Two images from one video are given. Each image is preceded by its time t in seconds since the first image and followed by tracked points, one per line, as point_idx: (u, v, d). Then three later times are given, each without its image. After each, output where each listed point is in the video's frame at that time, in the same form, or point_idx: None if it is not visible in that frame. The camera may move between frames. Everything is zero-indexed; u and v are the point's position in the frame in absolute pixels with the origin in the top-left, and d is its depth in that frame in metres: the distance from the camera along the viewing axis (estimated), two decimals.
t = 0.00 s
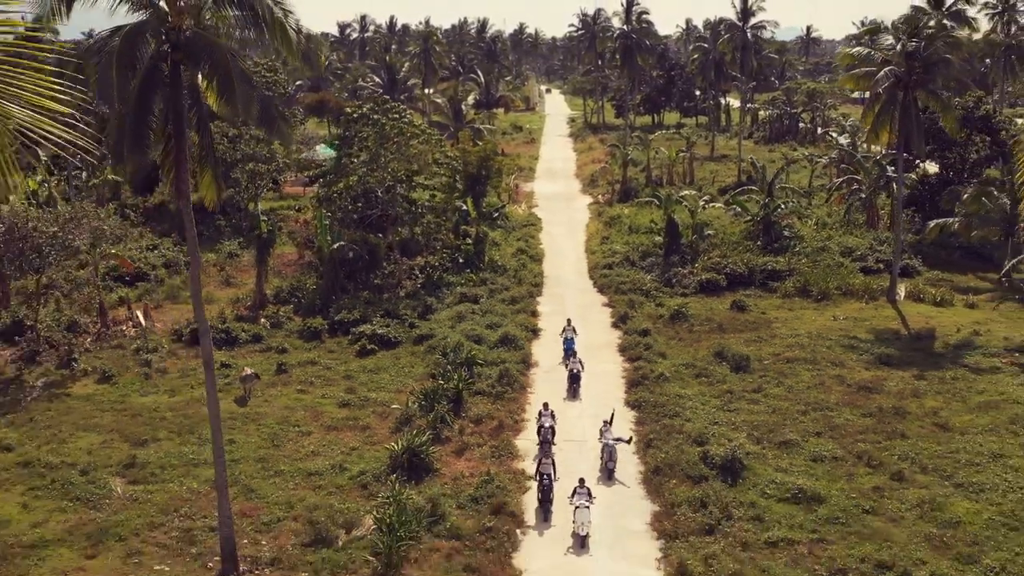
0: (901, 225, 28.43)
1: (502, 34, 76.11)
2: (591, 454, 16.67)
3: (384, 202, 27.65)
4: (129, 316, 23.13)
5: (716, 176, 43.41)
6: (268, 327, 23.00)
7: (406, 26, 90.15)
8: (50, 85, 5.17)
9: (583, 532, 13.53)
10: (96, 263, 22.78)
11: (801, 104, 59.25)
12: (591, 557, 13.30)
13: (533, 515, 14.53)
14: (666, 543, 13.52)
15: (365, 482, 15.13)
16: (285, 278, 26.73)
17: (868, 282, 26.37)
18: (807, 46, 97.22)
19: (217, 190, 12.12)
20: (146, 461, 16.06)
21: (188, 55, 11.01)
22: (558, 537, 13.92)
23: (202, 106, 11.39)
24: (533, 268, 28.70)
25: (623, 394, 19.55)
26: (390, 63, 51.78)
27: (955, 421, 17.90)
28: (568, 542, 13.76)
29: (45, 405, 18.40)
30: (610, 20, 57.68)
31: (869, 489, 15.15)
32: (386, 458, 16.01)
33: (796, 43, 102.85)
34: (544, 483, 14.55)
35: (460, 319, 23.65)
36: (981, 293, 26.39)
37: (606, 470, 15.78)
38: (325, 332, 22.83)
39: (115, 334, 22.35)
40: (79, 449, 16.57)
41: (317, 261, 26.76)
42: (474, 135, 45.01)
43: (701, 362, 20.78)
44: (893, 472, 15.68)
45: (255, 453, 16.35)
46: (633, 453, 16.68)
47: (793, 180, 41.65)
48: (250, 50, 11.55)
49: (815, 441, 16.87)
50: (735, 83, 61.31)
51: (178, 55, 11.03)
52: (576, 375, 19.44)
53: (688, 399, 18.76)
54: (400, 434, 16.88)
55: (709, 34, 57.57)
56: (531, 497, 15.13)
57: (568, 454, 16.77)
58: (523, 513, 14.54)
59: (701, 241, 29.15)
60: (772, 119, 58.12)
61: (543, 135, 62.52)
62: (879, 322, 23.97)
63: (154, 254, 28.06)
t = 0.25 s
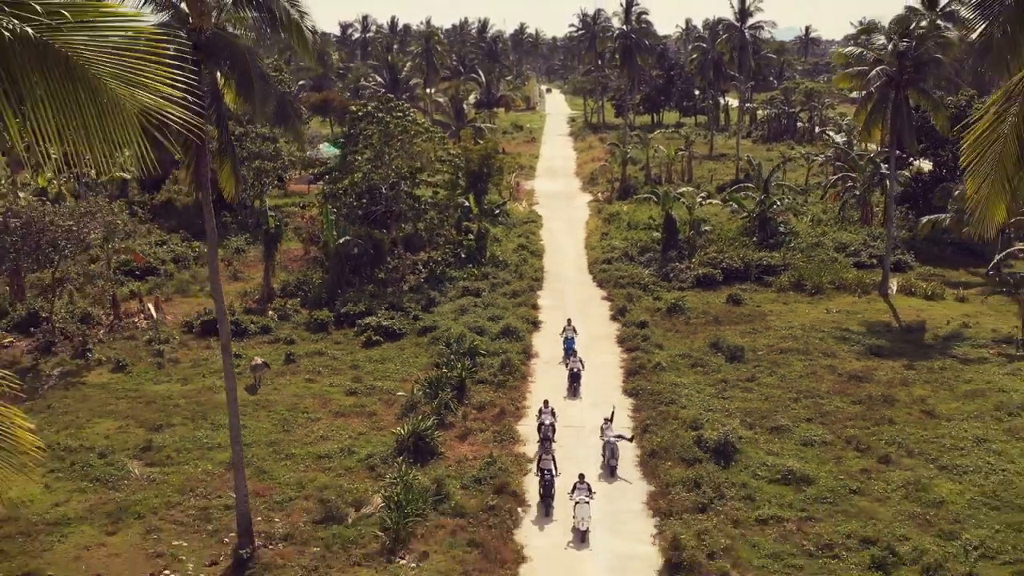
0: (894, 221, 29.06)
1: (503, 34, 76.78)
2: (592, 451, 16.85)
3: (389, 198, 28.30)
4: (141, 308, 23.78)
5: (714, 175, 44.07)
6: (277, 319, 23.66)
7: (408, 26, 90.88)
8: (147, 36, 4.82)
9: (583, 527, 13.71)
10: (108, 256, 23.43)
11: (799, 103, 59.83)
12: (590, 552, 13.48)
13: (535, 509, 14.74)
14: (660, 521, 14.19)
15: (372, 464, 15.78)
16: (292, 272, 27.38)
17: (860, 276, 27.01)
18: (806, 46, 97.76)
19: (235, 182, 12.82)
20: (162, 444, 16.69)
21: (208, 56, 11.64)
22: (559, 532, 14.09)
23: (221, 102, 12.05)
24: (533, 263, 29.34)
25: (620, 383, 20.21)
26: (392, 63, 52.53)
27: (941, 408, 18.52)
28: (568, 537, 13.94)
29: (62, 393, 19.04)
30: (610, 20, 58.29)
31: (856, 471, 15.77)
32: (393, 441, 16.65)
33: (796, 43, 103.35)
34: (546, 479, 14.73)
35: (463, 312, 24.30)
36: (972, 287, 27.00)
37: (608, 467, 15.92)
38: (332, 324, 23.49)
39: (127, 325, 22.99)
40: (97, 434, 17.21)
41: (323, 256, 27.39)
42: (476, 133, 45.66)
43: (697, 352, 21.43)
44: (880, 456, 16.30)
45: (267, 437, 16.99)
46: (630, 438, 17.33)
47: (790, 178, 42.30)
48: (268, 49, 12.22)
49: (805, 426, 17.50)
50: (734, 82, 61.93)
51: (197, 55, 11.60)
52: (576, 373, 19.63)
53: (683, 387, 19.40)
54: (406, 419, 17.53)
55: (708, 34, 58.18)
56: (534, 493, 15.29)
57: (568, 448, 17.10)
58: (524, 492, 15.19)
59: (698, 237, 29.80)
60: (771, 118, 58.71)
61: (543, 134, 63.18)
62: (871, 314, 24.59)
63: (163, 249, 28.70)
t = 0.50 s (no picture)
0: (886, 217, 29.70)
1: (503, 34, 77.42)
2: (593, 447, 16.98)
3: (392, 194, 28.93)
4: (152, 301, 24.42)
5: (711, 173, 44.71)
6: (284, 312, 24.31)
7: (409, 27, 91.54)
8: (216, 37, 5.65)
9: (582, 521, 13.92)
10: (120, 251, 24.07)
11: (797, 102, 60.43)
12: (589, 547, 13.68)
13: (535, 504, 14.94)
14: (653, 499, 14.89)
15: (379, 448, 16.43)
16: (297, 267, 28.03)
17: (853, 271, 27.65)
18: (805, 46, 98.33)
19: (250, 176, 13.48)
20: (176, 429, 17.33)
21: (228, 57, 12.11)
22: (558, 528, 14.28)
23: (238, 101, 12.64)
24: (533, 258, 29.99)
25: (618, 372, 20.89)
26: (394, 63, 52.78)
27: (927, 395, 19.16)
28: (568, 532, 14.15)
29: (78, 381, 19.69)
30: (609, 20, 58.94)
31: (844, 454, 16.42)
32: (399, 426, 17.31)
33: (795, 43, 103.88)
34: (545, 474, 14.94)
35: (465, 305, 24.96)
36: (962, 281, 27.64)
37: (609, 463, 16.04)
38: (337, 316, 24.15)
39: (138, 317, 23.62)
40: (113, 419, 17.86)
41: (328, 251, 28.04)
42: (477, 132, 46.31)
43: (692, 343, 22.08)
44: (867, 440, 16.95)
45: (277, 422, 17.64)
46: (627, 423, 17.99)
47: (786, 175, 42.94)
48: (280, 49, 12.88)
49: (795, 412, 18.15)
50: (732, 82, 62.54)
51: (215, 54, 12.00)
52: (576, 372, 19.68)
53: (679, 375, 20.07)
54: (411, 406, 18.18)
55: (707, 33, 58.79)
56: (535, 488, 15.47)
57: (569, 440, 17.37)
58: (523, 472, 15.87)
59: (694, 233, 30.45)
60: (769, 117, 59.33)
61: (543, 133, 63.80)
62: (863, 307, 25.24)
63: (171, 245, 29.33)
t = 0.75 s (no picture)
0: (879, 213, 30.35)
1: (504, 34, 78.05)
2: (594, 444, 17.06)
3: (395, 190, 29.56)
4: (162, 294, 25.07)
5: (709, 171, 45.36)
6: (291, 305, 24.97)
7: (410, 27, 92.20)
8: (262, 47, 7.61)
9: (580, 516, 14.06)
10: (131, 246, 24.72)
11: (795, 102, 61.08)
12: (587, 540, 13.79)
13: (536, 500, 15.09)
14: (647, 477, 15.66)
15: (385, 433, 17.10)
16: (303, 262, 28.68)
17: (846, 266, 28.30)
18: (804, 46, 98.94)
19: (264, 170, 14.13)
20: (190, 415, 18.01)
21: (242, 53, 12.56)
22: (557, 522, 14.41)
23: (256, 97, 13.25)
24: (534, 254, 30.64)
25: (616, 363, 21.53)
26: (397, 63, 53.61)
27: (914, 384, 19.82)
28: (567, 525, 14.26)
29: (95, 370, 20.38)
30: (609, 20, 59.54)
31: (832, 439, 17.08)
32: (404, 413, 17.97)
33: (795, 43, 104.44)
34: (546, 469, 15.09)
35: (467, 298, 25.63)
36: (952, 276, 28.29)
37: (609, 461, 16.16)
38: (343, 310, 24.81)
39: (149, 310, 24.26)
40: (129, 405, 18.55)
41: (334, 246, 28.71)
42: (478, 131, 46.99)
43: (688, 335, 22.75)
44: (854, 425, 17.61)
45: (287, 409, 18.31)
46: (624, 410, 18.67)
47: (783, 174, 43.59)
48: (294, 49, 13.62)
49: (787, 400, 18.82)
50: (730, 81, 63.18)
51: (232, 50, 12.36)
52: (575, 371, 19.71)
53: (675, 365, 20.72)
54: (415, 394, 18.85)
55: (705, 33, 59.45)
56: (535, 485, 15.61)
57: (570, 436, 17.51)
58: (523, 454, 16.54)
59: (691, 229, 31.12)
60: (767, 116, 59.97)
61: (543, 133, 64.44)
62: (855, 301, 25.89)
63: (179, 241, 29.98)
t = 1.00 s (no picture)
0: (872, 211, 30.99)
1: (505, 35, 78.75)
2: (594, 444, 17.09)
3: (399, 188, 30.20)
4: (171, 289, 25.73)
5: (707, 170, 46.01)
6: (297, 299, 25.64)
7: (412, 28, 92.90)
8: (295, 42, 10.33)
9: (580, 511, 14.25)
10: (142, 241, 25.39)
11: (793, 102, 61.69)
12: (588, 535, 14.01)
13: (535, 496, 15.25)
14: (642, 459, 16.36)
15: (391, 419, 17.77)
16: (309, 258, 29.35)
17: (839, 262, 28.95)
18: (804, 46, 99.55)
19: (278, 165, 14.78)
20: (202, 402, 18.69)
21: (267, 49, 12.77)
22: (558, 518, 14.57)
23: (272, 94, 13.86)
24: (534, 250, 31.30)
25: (614, 354, 22.18)
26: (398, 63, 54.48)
27: (903, 374, 20.47)
28: (568, 520, 14.46)
29: (109, 360, 21.07)
30: (608, 22, 60.22)
31: (821, 425, 17.74)
32: (409, 401, 18.64)
33: (794, 44, 104.97)
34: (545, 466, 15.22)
35: (469, 293, 26.30)
36: (944, 272, 28.93)
37: (606, 458, 16.26)
38: (348, 304, 25.47)
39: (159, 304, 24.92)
40: (143, 393, 19.24)
41: (338, 242, 29.38)
42: (480, 130, 47.65)
43: (684, 328, 23.41)
44: (843, 412, 18.28)
45: (296, 397, 18.98)
46: (621, 398, 19.34)
47: (780, 172, 44.23)
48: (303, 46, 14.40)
49: (778, 389, 19.48)
50: (729, 82, 63.81)
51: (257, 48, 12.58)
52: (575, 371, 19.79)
53: (671, 356, 21.39)
54: (420, 383, 19.52)
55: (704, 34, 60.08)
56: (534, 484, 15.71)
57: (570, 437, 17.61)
58: (523, 439, 17.22)
59: (688, 226, 31.78)
60: (765, 116, 60.59)
61: (543, 132, 65.10)
62: (847, 295, 26.56)
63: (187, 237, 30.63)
